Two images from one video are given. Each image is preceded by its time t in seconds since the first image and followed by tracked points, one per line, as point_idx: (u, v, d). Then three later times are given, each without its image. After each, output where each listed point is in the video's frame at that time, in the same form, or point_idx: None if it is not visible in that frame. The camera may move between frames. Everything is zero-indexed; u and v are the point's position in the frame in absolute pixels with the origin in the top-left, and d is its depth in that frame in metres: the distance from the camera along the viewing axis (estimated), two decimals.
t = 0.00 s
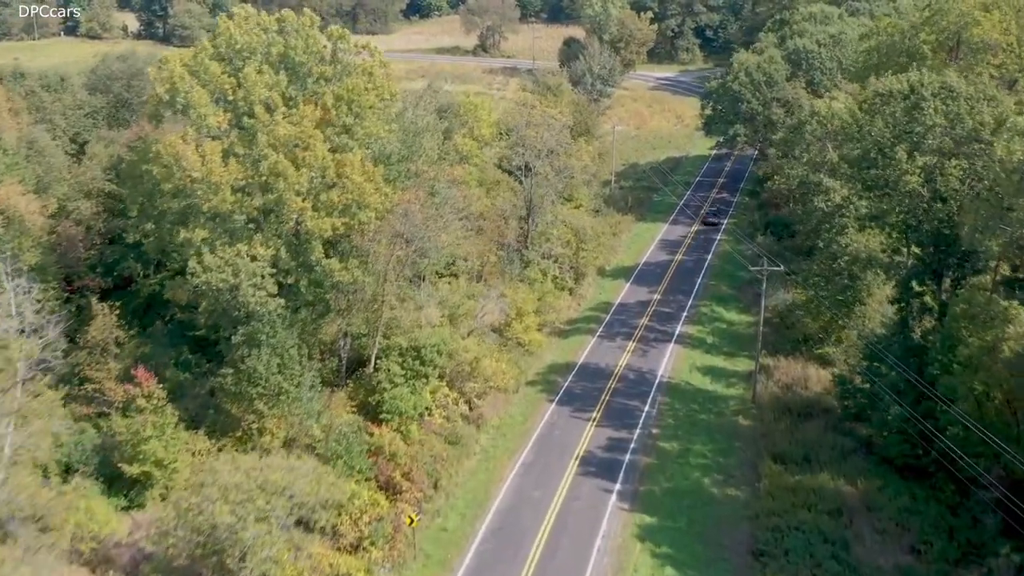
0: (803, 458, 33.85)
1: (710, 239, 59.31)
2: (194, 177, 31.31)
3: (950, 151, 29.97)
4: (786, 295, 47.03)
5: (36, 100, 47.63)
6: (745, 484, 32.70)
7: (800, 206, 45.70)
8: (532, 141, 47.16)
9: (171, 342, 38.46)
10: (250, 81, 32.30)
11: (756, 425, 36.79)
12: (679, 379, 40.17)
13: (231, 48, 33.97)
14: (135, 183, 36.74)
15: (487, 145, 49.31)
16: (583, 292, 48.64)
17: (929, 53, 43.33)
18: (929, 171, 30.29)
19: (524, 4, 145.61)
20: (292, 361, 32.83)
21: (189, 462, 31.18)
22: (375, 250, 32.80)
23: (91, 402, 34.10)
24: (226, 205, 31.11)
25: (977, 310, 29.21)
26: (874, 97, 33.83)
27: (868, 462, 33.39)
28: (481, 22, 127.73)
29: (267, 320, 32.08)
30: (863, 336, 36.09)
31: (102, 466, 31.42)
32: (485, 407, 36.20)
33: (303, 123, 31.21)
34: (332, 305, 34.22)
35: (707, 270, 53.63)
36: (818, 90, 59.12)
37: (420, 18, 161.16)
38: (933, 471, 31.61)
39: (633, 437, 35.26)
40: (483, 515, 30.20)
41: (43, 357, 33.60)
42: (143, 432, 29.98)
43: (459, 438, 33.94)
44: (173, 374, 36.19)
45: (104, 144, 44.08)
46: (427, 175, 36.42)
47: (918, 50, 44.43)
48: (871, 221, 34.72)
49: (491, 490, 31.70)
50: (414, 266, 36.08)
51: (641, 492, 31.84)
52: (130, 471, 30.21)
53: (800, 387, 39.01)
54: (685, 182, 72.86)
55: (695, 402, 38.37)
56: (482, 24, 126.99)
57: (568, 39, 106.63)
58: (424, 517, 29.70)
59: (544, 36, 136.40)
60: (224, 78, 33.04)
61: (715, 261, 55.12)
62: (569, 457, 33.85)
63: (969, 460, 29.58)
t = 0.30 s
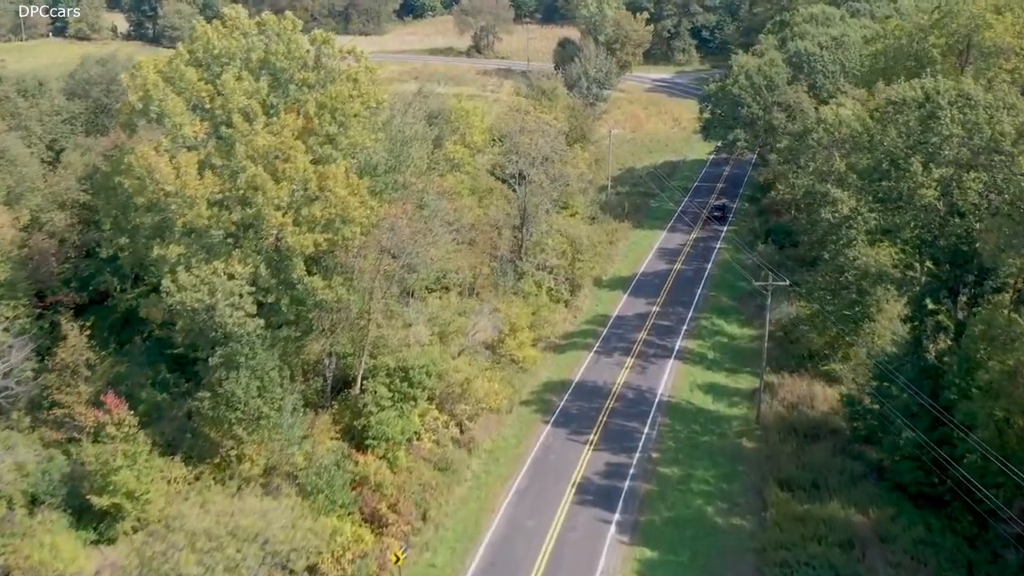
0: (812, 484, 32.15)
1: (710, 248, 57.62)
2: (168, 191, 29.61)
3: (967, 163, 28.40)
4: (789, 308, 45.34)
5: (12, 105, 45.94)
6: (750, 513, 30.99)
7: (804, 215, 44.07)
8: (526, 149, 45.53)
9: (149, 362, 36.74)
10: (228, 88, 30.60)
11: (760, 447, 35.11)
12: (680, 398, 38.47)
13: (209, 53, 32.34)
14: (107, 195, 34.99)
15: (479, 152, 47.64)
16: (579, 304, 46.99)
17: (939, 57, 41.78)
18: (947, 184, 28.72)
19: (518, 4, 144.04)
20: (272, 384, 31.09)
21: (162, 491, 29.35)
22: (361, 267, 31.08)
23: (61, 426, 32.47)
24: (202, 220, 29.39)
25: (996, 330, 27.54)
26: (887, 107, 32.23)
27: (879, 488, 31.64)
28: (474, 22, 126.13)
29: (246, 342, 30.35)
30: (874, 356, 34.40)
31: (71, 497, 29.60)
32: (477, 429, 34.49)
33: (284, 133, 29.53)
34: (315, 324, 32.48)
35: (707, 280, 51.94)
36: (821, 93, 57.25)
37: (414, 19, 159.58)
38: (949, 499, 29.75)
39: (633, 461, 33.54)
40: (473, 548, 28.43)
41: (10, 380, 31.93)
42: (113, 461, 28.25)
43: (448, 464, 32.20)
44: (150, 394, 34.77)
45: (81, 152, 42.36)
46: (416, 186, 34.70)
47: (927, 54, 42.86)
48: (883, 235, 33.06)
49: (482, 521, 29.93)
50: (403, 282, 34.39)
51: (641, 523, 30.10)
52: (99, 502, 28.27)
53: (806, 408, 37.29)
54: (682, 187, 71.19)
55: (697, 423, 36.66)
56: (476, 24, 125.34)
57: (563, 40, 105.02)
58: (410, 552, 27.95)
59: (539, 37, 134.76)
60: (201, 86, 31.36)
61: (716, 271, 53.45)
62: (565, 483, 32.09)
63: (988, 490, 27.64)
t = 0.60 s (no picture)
0: (822, 515, 30.38)
1: (710, 257, 55.89)
2: (139, 207, 27.88)
3: (988, 177, 26.72)
4: (795, 323, 43.60)
5: None
6: (758, 547, 29.21)
7: (809, 226, 42.38)
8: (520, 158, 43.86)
9: (124, 385, 34.99)
10: (203, 97, 28.86)
11: (767, 473, 33.36)
12: (681, 419, 36.72)
13: (184, 59, 30.62)
14: (78, 209, 33.27)
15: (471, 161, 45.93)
16: (575, 317, 45.27)
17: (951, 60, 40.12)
18: (966, 199, 27.03)
19: (513, 5, 142.55)
20: (251, 411, 29.28)
21: (133, 525, 27.53)
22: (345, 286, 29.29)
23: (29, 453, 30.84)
24: (175, 238, 27.59)
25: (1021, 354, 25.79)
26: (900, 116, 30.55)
27: (893, 519, 29.84)
28: (468, 23, 124.44)
29: (222, 367, 28.60)
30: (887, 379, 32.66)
31: (35, 532, 27.76)
32: (468, 456, 32.74)
33: (262, 145, 27.78)
34: (297, 347, 30.69)
35: (707, 292, 50.21)
36: (823, 98, 55.58)
37: (407, 21, 157.91)
38: (967, 533, 27.86)
39: (633, 490, 31.79)
40: None
41: None
42: (80, 495, 26.38)
43: (438, 493, 30.48)
44: (125, 417, 33.26)
45: (56, 161, 40.60)
46: (403, 199, 32.94)
47: (937, 58, 41.20)
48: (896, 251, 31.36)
49: (473, 557, 28.13)
50: (390, 301, 32.64)
51: (642, 558, 28.34)
52: (65, 540, 26.32)
53: (814, 431, 35.55)
54: (680, 194, 69.50)
55: (699, 448, 34.92)
56: (470, 25, 123.73)
57: (558, 42, 103.45)
58: None
59: (534, 38, 133.08)
60: (176, 95, 29.61)
61: (716, 282, 51.73)
62: (562, 514, 30.31)
63: (1010, 525, 25.79)
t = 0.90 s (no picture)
0: (835, 554, 28.38)
1: (710, 268, 53.95)
2: (101, 228, 25.86)
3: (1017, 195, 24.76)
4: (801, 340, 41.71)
5: None
6: None
7: (816, 240, 40.42)
8: (512, 167, 41.92)
9: (92, 411, 32.96)
10: (171, 108, 26.86)
11: (775, 507, 31.40)
12: (683, 447, 34.76)
13: (153, 68, 28.71)
14: (41, 226, 31.27)
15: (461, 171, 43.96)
16: (571, 335, 43.32)
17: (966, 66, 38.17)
18: (993, 219, 25.08)
19: (506, 6, 140.84)
20: (224, 445, 27.27)
21: (97, 570, 25.48)
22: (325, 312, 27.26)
23: None
24: (140, 262, 25.56)
25: None
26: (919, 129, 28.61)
27: (912, 559, 27.78)
28: (461, 25, 122.53)
29: (192, 399, 26.60)
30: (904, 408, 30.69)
31: None
32: (457, 489, 30.91)
33: (234, 161, 25.74)
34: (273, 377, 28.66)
35: (708, 306, 48.26)
36: (827, 104, 53.72)
37: (399, 22, 156.02)
38: None
39: (632, 527, 29.83)
40: None
41: None
42: (35, 542, 24.39)
43: (423, 531, 28.81)
44: (92, 448, 31.30)
45: (24, 172, 38.57)
46: (388, 215, 30.94)
47: (951, 63, 39.26)
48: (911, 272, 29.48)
49: None
50: (374, 326, 30.64)
51: None
52: None
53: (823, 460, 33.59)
54: (679, 201, 67.61)
55: (702, 479, 32.96)
56: (463, 26, 121.76)
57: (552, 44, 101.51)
58: None
59: (528, 40, 131.24)
60: (143, 106, 27.61)
61: (717, 295, 49.77)
62: (556, 553, 28.34)
63: None
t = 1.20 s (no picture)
0: None
1: (711, 279, 52.24)
2: (64, 249, 24.11)
3: None
4: (808, 358, 40.00)
5: None
6: None
7: (823, 253, 38.74)
8: (506, 178, 40.28)
9: (63, 438, 31.21)
10: (140, 120, 25.11)
11: (783, 539, 29.71)
12: (686, 473, 33.03)
13: (122, 76, 27.02)
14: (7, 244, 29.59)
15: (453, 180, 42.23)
16: (567, 351, 41.61)
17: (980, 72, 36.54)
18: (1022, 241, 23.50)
19: (501, 6, 139.28)
20: (198, 480, 25.49)
21: None
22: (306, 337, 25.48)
23: None
24: (105, 285, 23.78)
25: None
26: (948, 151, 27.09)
27: None
28: (455, 26, 120.91)
29: (163, 430, 24.78)
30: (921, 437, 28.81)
31: None
32: (448, 521, 29.23)
33: (206, 177, 24.01)
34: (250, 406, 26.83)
35: (709, 319, 46.56)
36: (831, 109, 52.06)
37: (393, 22, 154.46)
38: None
39: (634, 563, 28.05)
40: None
41: None
42: None
43: (411, 570, 27.11)
44: (61, 478, 29.61)
45: None
46: (374, 233, 29.23)
47: (964, 69, 37.65)
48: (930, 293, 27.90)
49: None
50: (359, 350, 28.92)
51: None
52: None
53: (833, 488, 31.90)
54: (678, 208, 65.99)
55: (706, 509, 31.24)
56: (457, 28, 120.10)
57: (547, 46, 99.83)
58: None
59: (523, 40, 129.63)
60: (110, 118, 25.86)
61: (719, 308, 48.06)
62: None
63: None
